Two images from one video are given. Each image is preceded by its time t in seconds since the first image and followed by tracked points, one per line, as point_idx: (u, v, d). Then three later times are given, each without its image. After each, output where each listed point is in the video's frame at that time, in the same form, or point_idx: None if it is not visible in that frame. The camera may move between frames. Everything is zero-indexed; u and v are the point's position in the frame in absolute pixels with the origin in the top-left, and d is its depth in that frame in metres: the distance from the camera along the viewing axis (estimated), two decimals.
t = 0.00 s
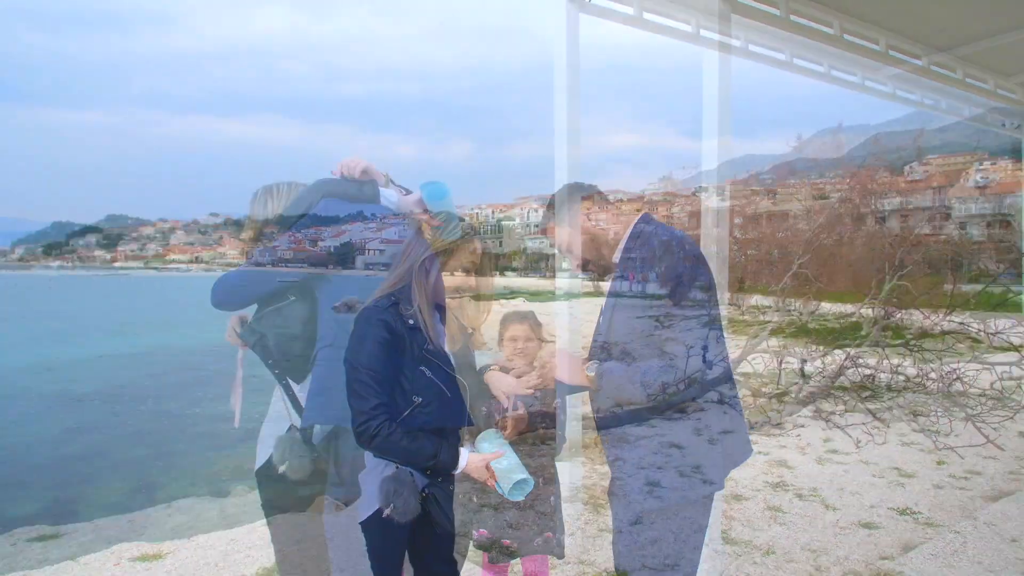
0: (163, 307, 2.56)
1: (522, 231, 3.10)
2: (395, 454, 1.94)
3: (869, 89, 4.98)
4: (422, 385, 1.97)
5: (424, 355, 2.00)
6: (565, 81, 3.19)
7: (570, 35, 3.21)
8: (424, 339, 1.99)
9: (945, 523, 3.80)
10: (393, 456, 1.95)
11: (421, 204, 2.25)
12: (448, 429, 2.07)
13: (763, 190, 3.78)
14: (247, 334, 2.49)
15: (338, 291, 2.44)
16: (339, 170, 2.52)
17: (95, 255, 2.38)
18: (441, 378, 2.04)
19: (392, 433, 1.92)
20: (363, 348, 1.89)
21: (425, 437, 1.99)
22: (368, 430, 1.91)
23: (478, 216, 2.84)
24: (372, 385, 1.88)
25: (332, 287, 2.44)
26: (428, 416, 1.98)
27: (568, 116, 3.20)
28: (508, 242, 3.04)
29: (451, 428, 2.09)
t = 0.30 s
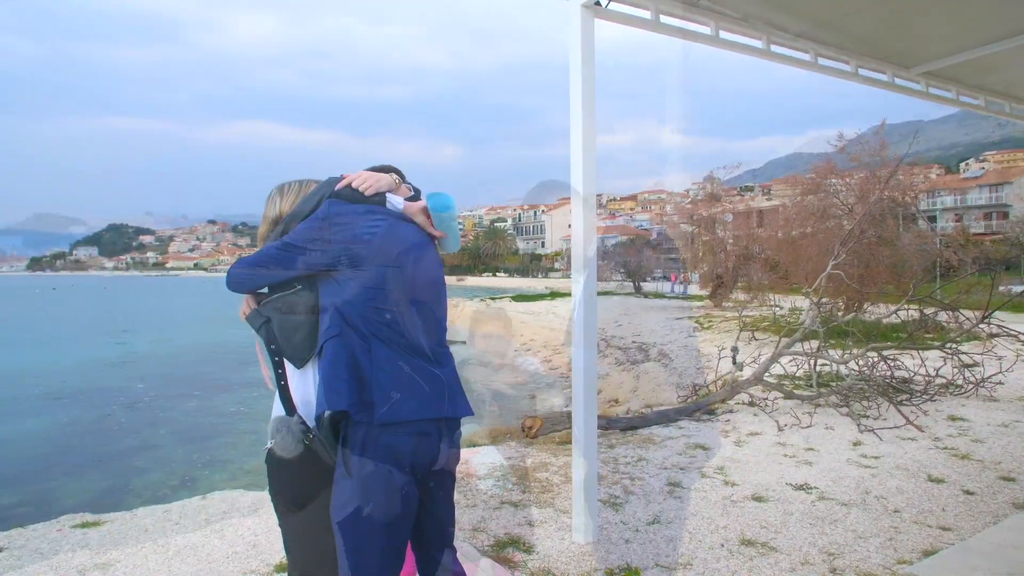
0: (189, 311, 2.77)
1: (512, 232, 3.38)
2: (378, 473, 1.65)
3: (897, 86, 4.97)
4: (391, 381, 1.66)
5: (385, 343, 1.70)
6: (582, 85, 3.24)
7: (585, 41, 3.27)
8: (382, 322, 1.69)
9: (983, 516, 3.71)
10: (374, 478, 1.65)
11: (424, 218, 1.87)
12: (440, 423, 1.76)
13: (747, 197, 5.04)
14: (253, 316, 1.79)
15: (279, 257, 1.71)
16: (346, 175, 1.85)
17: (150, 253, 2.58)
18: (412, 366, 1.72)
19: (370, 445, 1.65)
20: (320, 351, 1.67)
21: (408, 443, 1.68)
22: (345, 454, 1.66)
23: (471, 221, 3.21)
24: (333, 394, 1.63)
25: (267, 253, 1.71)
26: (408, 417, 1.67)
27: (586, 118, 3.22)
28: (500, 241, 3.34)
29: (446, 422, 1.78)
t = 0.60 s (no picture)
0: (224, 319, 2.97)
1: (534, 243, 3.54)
2: (366, 463, 1.70)
3: (915, 86, 4.96)
4: (379, 375, 1.74)
5: (376, 339, 1.78)
6: (590, 90, 3.32)
7: (594, 48, 3.36)
8: (372, 318, 1.78)
9: (997, 519, 3.74)
10: (361, 468, 1.70)
11: (422, 219, 1.98)
12: (431, 417, 1.80)
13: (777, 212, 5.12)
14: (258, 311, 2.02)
15: (285, 257, 1.88)
16: (348, 177, 2.00)
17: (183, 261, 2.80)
18: (403, 361, 1.80)
19: (359, 437, 1.71)
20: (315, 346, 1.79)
21: (396, 435, 1.72)
22: (337, 443, 1.74)
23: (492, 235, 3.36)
24: (322, 385, 1.71)
25: (277, 253, 1.89)
26: (395, 408, 1.72)
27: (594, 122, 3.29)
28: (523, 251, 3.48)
29: (437, 417, 1.83)
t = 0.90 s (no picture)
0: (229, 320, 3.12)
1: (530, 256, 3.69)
2: (347, 452, 1.85)
3: (905, 92, 5.05)
4: (360, 372, 1.89)
5: (358, 338, 1.94)
6: (579, 98, 3.44)
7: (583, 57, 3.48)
8: (355, 319, 1.93)
9: (977, 516, 3.85)
10: (343, 456, 1.85)
11: (405, 223, 2.12)
12: (408, 410, 1.96)
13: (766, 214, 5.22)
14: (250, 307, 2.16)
15: (275, 258, 2.01)
16: (337, 181, 2.12)
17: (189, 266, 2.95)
18: (383, 359, 1.95)
19: (341, 428, 1.86)
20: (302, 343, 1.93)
21: (375, 427, 1.87)
22: (320, 433, 1.89)
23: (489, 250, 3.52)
24: (306, 379, 1.85)
25: (268, 254, 2.03)
26: (374, 404, 1.87)
27: (582, 129, 3.40)
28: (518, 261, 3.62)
29: (414, 411, 1.98)
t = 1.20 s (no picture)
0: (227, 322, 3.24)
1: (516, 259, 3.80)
2: (337, 448, 1.97)
3: (889, 99, 5.16)
4: (349, 372, 2.01)
5: (348, 340, 2.06)
6: (565, 108, 3.55)
7: (570, 67, 3.58)
8: (345, 322, 2.05)
9: (953, 513, 4.00)
10: (332, 451, 1.97)
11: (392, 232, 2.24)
12: (395, 409, 2.08)
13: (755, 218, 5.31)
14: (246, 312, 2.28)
15: (269, 266, 2.13)
16: (326, 194, 2.25)
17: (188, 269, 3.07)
18: (371, 360, 2.07)
19: (331, 424, 1.98)
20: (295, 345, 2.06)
21: (363, 424, 1.99)
22: (312, 430, 2.01)
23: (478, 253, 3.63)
24: (299, 380, 1.97)
25: (263, 262, 2.15)
26: (362, 401, 1.99)
27: (569, 137, 3.51)
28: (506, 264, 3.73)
29: (400, 409, 2.11)
